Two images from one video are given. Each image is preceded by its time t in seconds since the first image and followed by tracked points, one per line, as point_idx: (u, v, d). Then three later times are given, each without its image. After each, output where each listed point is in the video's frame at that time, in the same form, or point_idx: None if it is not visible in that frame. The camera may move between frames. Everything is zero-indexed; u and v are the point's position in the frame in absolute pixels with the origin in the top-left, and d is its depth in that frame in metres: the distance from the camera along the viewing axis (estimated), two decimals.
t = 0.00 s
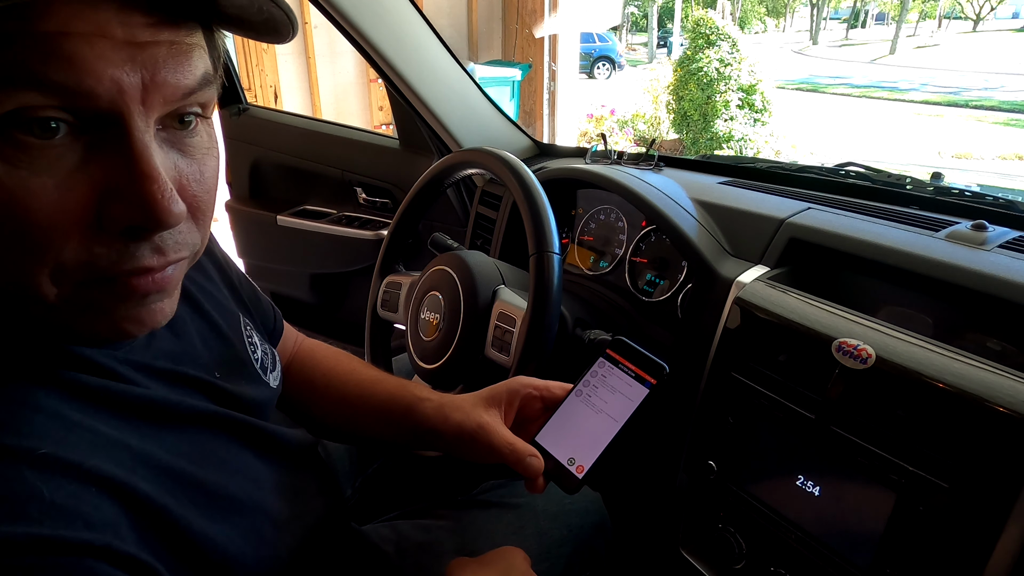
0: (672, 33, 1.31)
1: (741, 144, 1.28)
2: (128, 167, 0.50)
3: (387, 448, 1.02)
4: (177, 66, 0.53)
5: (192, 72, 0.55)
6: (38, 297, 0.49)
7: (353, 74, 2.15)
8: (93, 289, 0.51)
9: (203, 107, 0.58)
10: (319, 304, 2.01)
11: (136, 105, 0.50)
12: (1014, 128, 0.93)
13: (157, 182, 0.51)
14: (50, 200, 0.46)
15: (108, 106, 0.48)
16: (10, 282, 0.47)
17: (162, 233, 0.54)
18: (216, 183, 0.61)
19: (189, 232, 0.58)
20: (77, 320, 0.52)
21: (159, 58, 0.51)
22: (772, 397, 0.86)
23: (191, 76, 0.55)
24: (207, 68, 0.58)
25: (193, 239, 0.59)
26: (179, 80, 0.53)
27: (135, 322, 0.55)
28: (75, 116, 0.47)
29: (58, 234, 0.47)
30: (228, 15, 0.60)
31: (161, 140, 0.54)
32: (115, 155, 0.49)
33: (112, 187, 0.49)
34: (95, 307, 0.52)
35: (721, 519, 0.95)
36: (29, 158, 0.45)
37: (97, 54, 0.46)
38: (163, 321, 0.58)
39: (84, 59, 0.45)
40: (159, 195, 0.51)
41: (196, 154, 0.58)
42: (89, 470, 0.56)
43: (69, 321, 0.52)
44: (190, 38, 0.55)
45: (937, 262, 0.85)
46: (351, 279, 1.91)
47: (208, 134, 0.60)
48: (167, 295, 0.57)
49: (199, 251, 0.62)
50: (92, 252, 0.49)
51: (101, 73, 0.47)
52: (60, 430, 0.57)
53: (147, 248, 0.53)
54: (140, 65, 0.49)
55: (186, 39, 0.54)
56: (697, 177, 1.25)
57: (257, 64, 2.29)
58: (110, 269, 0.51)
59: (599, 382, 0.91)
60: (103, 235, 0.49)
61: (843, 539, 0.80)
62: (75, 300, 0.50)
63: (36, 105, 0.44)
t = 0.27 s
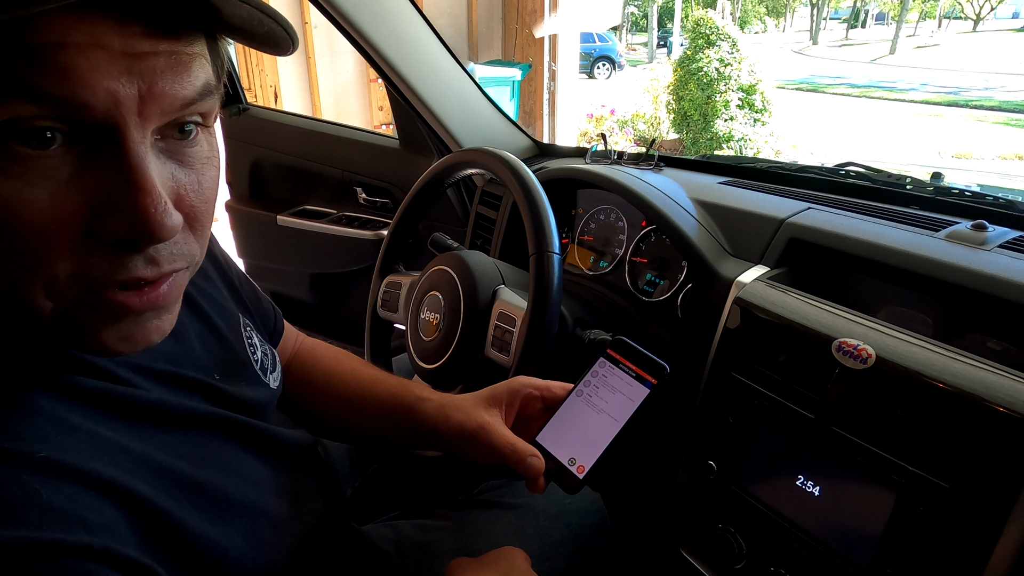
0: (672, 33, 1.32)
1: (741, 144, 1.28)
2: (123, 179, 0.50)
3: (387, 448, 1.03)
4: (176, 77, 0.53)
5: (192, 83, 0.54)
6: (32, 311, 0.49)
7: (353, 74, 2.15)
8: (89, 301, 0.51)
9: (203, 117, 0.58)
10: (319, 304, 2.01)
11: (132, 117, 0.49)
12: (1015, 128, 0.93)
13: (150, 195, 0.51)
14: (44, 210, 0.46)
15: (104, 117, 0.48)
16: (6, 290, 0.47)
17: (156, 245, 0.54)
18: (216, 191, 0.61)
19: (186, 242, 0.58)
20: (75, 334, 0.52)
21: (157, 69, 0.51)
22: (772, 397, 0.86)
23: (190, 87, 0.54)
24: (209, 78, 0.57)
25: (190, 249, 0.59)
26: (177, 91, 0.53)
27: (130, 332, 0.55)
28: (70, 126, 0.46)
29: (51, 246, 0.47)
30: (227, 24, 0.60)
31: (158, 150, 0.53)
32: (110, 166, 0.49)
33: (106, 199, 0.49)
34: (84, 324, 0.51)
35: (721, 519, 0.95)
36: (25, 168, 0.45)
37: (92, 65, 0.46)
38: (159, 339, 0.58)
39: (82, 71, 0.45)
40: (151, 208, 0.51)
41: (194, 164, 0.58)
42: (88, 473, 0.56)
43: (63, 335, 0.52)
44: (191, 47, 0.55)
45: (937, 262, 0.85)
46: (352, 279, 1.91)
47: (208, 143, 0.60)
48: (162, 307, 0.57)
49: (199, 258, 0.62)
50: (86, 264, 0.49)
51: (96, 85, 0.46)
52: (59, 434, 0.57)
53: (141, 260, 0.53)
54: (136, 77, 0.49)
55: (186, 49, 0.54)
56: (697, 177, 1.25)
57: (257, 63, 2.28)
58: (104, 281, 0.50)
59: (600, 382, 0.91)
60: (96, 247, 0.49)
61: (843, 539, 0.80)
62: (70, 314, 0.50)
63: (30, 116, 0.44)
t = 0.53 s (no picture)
0: (672, 33, 1.32)
1: (741, 144, 1.28)
2: (124, 181, 0.50)
3: (386, 448, 1.02)
4: (177, 80, 0.52)
5: (193, 86, 0.54)
6: (33, 310, 0.49)
7: (353, 74, 2.15)
8: (88, 301, 0.51)
9: (204, 119, 0.58)
10: (318, 304, 2.01)
11: (135, 121, 0.49)
12: (1014, 128, 0.93)
13: (152, 197, 0.51)
14: (44, 212, 0.46)
15: (107, 121, 0.47)
16: (4, 291, 0.47)
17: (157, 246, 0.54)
18: (216, 191, 0.61)
19: (186, 243, 0.58)
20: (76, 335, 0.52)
21: (159, 72, 0.50)
22: (772, 397, 0.86)
23: (192, 90, 0.54)
24: (209, 80, 0.57)
25: (189, 250, 0.59)
26: (179, 95, 0.53)
27: (130, 332, 0.55)
28: (71, 130, 0.46)
29: (50, 248, 0.47)
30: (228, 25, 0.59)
31: (160, 152, 0.53)
32: (112, 168, 0.49)
33: (107, 201, 0.49)
34: (86, 324, 0.52)
35: (721, 519, 0.95)
36: (25, 169, 0.45)
37: (96, 69, 0.46)
38: (160, 337, 0.58)
39: (85, 76, 0.45)
40: (154, 209, 0.51)
41: (194, 165, 0.57)
42: (87, 473, 0.56)
43: (62, 334, 0.52)
44: (192, 50, 0.54)
45: (937, 262, 0.85)
46: (351, 279, 1.91)
47: (208, 144, 0.60)
48: (163, 306, 0.57)
49: (198, 257, 0.63)
50: (85, 264, 0.49)
51: (100, 89, 0.46)
52: (58, 435, 0.57)
53: (142, 260, 0.53)
54: (140, 81, 0.49)
55: (187, 51, 0.54)
56: (697, 177, 1.25)
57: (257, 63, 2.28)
58: (104, 281, 0.51)
59: (600, 381, 0.91)
60: (97, 248, 0.49)
61: (843, 539, 0.80)
62: (71, 314, 0.50)
63: (32, 120, 0.44)
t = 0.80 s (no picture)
0: (672, 33, 1.32)
1: (741, 144, 1.28)
2: (151, 192, 0.50)
3: (386, 448, 1.02)
4: (199, 92, 0.52)
5: (212, 97, 0.54)
6: (56, 315, 0.48)
7: (353, 73, 2.15)
8: (110, 307, 0.51)
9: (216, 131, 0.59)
10: (319, 304, 2.01)
11: (161, 133, 0.49)
12: (1014, 128, 0.93)
13: (177, 207, 0.52)
14: (75, 224, 0.46)
15: (136, 134, 0.47)
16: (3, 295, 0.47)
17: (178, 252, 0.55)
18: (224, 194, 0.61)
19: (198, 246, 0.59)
20: (89, 337, 0.52)
21: (185, 85, 0.50)
22: (772, 397, 0.86)
23: (212, 102, 0.54)
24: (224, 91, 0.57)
25: (201, 254, 0.59)
26: (200, 107, 0.53)
27: (147, 333, 0.55)
28: (103, 145, 0.46)
29: (78, 257, 0.47)
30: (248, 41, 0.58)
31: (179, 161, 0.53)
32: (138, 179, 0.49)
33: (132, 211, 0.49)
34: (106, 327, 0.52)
35: (721, 519, 0.95)
36: (55, 181, 0.45)
37: (129, 84, 0.45)
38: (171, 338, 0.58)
39: (120, 93, 0.45)
40: (180, 217, 0.52)
41: (208, 172, 0.57)
42: (86, 474, 0.57)
43: (88, 339, 0.52)
44: (211, 61, 0.54)
45: (937, 262, 0.85)
46: (352, 279, 1.91)
47: (218, 150, 0.60)
48: (176, 309, 0.58)
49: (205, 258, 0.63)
50: (110, 271, 0.49)
51: (132, 105, 0.46)
52: (57, 437, 0.57)
53: (162, 265, 0.53)
54: (167, 95, 0.49)
55: (207, 65, 0.53)
56: (697, 177, 1.25)
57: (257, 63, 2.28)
58: (127, 288, 0.51)
59: (600, 381, 0.91)
60: (122, 256, 0.49)
61: (843, 539, 0.80)
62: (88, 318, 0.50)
63: (65, 135, 0.43)
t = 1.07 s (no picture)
0: (672, 33, 1.33)
1: (741, 144, 1.27)
2: (257, 189, 0.58)
3: (386, 446, 1.02)
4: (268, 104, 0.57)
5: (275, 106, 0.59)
6: (175, 304, 0.56)
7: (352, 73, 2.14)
8: (214, 288, 0.60)
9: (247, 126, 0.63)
10: (318, 304, 2.01)
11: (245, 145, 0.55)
12: (1014, 128, 0.93)
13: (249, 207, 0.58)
14: (215, 226, 0.54)
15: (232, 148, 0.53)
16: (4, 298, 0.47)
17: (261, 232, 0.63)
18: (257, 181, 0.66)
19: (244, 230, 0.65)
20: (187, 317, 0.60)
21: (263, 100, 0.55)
22: (772, 397, 0.86)
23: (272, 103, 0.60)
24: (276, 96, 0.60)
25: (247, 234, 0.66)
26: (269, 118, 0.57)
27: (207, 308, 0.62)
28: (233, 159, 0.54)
29: (212, 251, 0.55)
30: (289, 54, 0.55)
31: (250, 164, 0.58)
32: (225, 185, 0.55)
33: (219, 216, 0.55)
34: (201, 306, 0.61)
35: (721, 519, 0.95)
36: (201, 198, 0.52)
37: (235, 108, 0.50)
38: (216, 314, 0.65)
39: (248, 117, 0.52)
40: (279, 206, 0.61)
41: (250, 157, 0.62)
42: (79, 477, 0.56)
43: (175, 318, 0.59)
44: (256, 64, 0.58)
45: (937, 262, 0.85)
46: (351, 279, 1.91)
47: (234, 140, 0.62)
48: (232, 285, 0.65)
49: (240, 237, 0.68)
50: (223, 257, 0.58)
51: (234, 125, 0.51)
52: (51, 440, 0.57)
53: (250, 244, 0.63)
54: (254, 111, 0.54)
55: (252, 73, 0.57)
56: (697, 177, 1.25)
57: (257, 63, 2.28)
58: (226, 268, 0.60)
59: (602, 382, 0.91)
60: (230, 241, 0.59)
61: (843, 539, 0.80)
62: (194, 302, 0.59)
63: (181, 151, 0.48)
